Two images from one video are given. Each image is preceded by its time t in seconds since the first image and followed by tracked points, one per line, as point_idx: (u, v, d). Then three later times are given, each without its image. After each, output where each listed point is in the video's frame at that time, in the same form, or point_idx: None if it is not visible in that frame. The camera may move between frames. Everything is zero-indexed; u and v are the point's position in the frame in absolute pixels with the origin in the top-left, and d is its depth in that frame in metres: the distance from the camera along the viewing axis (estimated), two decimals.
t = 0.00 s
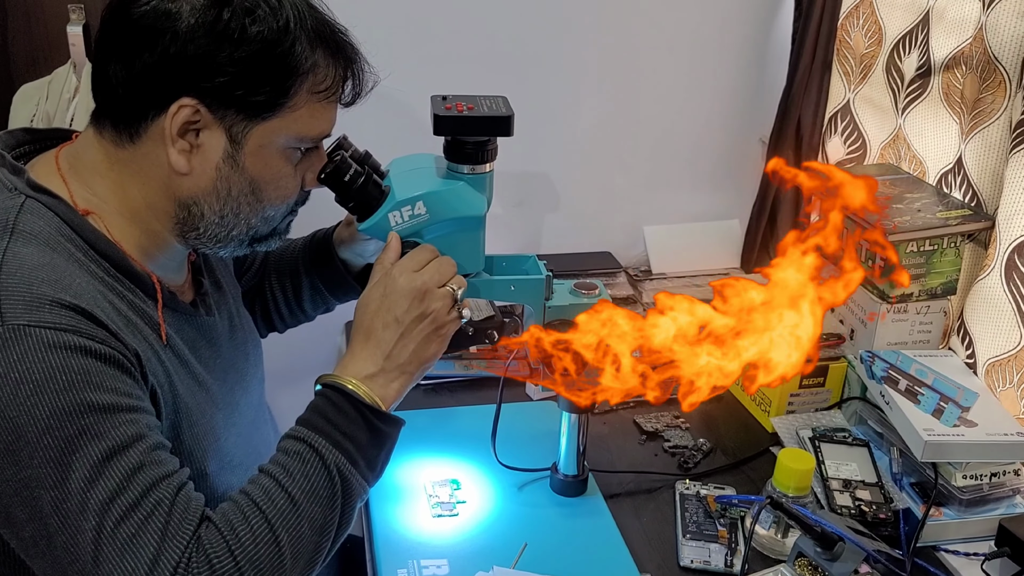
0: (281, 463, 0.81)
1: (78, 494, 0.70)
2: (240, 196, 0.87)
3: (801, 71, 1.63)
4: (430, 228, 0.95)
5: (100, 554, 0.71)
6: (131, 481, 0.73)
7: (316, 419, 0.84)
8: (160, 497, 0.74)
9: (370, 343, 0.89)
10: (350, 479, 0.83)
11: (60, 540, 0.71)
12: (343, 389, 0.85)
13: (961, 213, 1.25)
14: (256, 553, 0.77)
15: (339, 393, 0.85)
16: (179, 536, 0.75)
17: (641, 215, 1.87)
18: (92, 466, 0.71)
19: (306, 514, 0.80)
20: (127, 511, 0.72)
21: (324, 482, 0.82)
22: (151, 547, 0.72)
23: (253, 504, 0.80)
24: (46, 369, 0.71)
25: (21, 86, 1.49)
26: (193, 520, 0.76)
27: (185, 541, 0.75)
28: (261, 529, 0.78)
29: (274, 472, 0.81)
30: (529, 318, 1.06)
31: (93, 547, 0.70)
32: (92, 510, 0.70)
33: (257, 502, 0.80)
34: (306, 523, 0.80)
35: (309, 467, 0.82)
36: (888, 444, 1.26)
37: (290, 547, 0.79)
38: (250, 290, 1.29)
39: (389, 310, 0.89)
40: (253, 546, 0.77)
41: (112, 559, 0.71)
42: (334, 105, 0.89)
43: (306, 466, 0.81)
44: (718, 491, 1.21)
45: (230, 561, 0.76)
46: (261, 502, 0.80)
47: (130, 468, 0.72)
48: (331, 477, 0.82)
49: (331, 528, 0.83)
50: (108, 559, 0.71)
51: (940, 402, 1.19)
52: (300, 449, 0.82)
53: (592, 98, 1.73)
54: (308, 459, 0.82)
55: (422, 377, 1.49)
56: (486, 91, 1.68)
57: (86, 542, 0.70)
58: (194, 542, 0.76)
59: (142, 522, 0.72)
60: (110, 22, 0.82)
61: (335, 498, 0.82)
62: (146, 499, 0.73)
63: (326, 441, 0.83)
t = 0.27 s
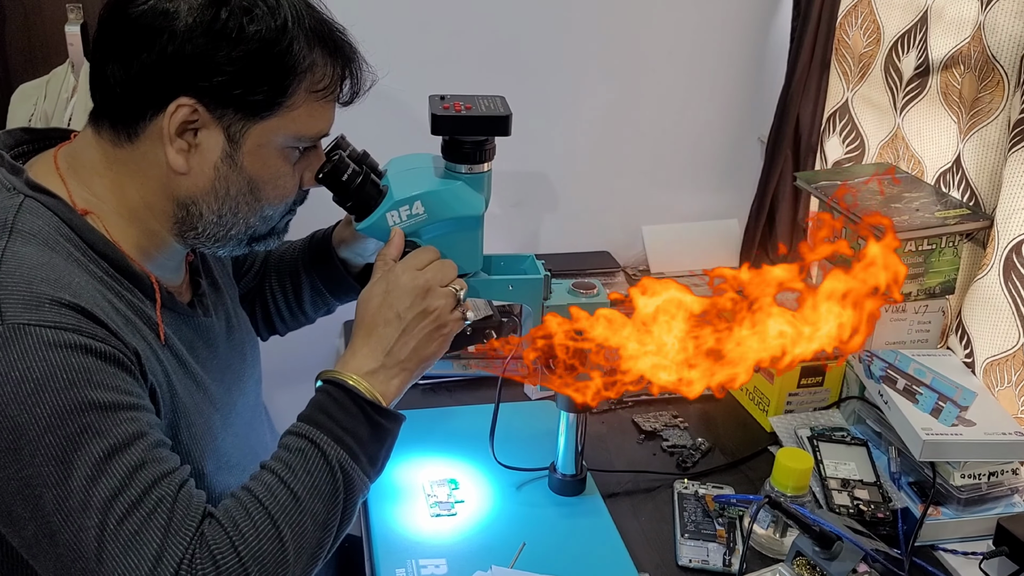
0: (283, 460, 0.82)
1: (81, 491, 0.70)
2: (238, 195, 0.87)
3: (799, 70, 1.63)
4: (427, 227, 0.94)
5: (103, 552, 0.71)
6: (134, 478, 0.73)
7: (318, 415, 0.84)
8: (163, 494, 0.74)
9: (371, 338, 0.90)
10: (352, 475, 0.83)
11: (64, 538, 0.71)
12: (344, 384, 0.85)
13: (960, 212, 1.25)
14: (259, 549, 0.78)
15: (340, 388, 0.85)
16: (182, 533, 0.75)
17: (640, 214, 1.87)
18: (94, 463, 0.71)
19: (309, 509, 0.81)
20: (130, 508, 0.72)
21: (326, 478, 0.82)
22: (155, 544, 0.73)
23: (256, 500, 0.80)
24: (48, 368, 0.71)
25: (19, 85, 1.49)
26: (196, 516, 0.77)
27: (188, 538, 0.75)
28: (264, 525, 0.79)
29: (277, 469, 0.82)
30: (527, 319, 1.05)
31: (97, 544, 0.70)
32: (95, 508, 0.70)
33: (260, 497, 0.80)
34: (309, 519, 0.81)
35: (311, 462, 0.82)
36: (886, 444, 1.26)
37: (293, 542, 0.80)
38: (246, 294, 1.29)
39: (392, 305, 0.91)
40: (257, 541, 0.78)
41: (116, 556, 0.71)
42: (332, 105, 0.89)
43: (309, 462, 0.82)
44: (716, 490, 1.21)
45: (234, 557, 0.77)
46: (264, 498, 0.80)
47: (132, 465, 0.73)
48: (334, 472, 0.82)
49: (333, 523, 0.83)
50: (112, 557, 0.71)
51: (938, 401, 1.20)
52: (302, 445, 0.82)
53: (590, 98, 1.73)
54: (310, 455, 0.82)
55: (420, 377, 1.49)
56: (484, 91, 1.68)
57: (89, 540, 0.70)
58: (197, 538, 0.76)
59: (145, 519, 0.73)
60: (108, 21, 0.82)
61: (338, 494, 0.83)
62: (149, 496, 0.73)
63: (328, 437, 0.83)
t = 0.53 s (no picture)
0: (285, 458, 0.82)
1: (82, 491, 0.70)
2: (237, 196, 0.87)
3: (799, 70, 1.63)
4: (427, 228, 0.94)
5: (105, 551, 0.71)
6: (135, 477, 0.73)
7: (319, 413, 0.84)
8: (165, 492, 0.74)
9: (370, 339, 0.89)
10: (354, 472, 0.83)
11: (65, 537, 0.70)
12: (344, 383, 0.85)
13: (959, 212, 1.25)
14: (261, 547, 0.78)
15: (341, 387, 0.85)
16: (184, 531, 0.75)
17: (639, 214, 1.87)
18: (96, 463, 0.71)
19: (311, 507, 0.81)
20: (132, 507, 0.72)
21: (327, 476, 0.82)
22: (157, 543, 0.73)
23: (258, 498, 0.80)
24: (49, 367, 0.70)
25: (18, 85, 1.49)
26: (197, 514, 0.77)
27: (190, 536, 0.75)
28: (266, 523, 0.79)
29: (279, 467, 0.82)
30: (526, 319, 1.06)
31: (99, 544, 0.70)
32: (97, 506, 0.70)
33: (262, 495, 0.80)
34: (311, 516, 0.81)
35: (312, 460, 0.82)
36: (885, 444, 1.26)
37: (296, 540, 0.80)
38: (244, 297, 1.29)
39: (395, 304, 0.90)
40: (259, 539, 0.78)
41: (118, 555, 0.71)
42: (331, 106, 0.89)
43: (310, 460, 0.82)
44: (715, 490, 1.21)
45: (236, 555, 0.77)
46: (266, 496, 0.80)
47: (134, 464, 0.73)
48: (336, 471, 0.82)
49: (336, 520, 0.83)
50: (114, 556, 0.71)
51: (937, 401, 1.20)
52: (304, 444, 0.82)
53: (590, 98, 1.73)
54: (311, 453, 0.82)
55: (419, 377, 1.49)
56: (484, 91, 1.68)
57: (91, 539, 0.70)
58: (199, 537, 0.76)
59: (147, 518, 0.72)
60: (107, 22, 0.82)
61: (340, 491, 0.83)
62: (150, 495, 0.73)
63: (331, 435, 0.83)
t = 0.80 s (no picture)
0: (288, 455, 0.81)
1: (84, 488, 0.70)
2: (237, 195, 0.87)
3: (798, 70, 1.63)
4: (426, 227, 0.94)
5: (108, 549, 0.70)
6: (137, 476, 0.73)
7: (322, 410, 0.84)
8: (167, 490, 0.74)
9: (373, 338, 0.89)
10: (356, 468, 0.83)
11: (68, 536, 0.70)
12: (347, 379, 0.85)
13: (959, 212, 1.25)
14: (265, 543, 0.78)
15: (343, 382, 0.85)
16: (187, 529, 0.75)
17: (639, 214, 1.87)
18: (98, 461, 0.71)
19: (314, 503, 0.81)
20: (134, 505, 0.72)
21: (330, 473, 0.82)
22: (160, 540, 0.73)
23: (261, 495, 0.80)
24: (50, 365, 0.70)
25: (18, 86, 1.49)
26: (199, 512, 0.77)
27: (193, 534, 0.75)
28: (269, 519, 0.79)
29: (281, 464, 0.81)
30: (525, 318, 1.06)
31: (102, 542, 0.70)
32: (100, 504, 0.70)
33: (265, 492, 0.80)
34: (314, 513, 0.81)
35: (314, 457, 0.82)
36: (885, 444, 1.26)
37: (300, 537, 0.80)
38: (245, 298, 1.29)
39: (399, 300, 0.91)
40: (262, 536, 0.78)
41: (121, 553, 0.71)
42: (331, 105, 0.89)
43: (313, 457, 0.82)
44: (715, 490, 1.21)
45: (240, 552, 0.77)
46: (269, 493, 0.80)
47: (136, 462, 0.73)
48: (339, 468, 0.82)
49: (339, 516, 0.83)
50: (116, 554, 0.71)
51: (937, 401, 1.20)
52: (306, 440, 0.82)
53: (590, 98, 1.73)
54: (314, 449, 0.82)
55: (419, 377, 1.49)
56: (484, 91, 1.68)
57: (94, 537, 0.70)
58: (202, 535, 0.76)
59: (150, 516, 0.72)
60: (107, 21, 0.82)
61: (343, 488, 0.83)
62: (152, 493, 0.73)
63: (333, 433, 0.83)
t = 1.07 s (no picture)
0: (284, 462, 0.82)
1: (81, 493, 0.70)
2: (236, 194, 0.87)
3: (798, 69, 1.63)
4: (425, 226, 0.94)
5: (103, 554, 0.71)
6: (134, 481, 0.72)
7: (319, 418, 0.84)
8: (164, 496, 0.74)
9: (374, 341, 0.89)
10: (352, 477, 0.84)
11: (63, 540, 0.71)
12: (346, 391, 0.85)
13: (958, 211, 1.25)
14: (259, 550, 0.78)
15: (341, 394, 0.85)
16: (183, 535, 0.75)
17: (639, 214, 1.87)
18: (95, 466, 0.71)
19: (310, 513, 0.81)
20: (130, 511, 0.72)
21: (326, 481, 0.82)
22: (155, 546, 0.72)
23: (257, 502, 0.80)
24: (48, 370, 0.70)
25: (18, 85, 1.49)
26: (196, 518, 0.76)
27: (188, 540, 0.75)
28: (264, 527, 0.79)
29: (278, 471, 0.82)
30: (525, 317, 1.05)
31: (97, 546, 0.71)
32: (96, 509, 0.70)
33: (261, 500, 0.80)
34: (309, 521, 0.81)
35: (311, 465, 0.82)
36: (885, 442, 1.26)
37: (296, 543, 0.80)
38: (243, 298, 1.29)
39: (395, 312, 0.90)
40: (257, 543, 0.78)
41: (116, 558, 0.71)
42: (331, 104, 0.89)
43: (310, 465, 0.82)
44: (715, 489, 1.21)
45: (235, 559, 0.77)
46: (265, 501, 0.80)
47: (133, 467, 0.72)
48: (335, 477, 0.82)
49: (333, 525, 0.83)
50: (111, 559, 0.71)
51: (937, 400, 1.19)
52: (303, 448, 0.83)
53: (589, 97, 1.73)
54: (310, 457, 0.82)
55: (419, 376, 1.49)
56: (483, 90, 1.68)
57: (89, 542, 0.71)
58: (197, 542, 0.76)
59: (146, 522, 0.72)
60: (107, 21, 0.82)
61: (338, 497, 0.83)
62: (148, 499, 0.73)
63: (330, 441, 0.83)
